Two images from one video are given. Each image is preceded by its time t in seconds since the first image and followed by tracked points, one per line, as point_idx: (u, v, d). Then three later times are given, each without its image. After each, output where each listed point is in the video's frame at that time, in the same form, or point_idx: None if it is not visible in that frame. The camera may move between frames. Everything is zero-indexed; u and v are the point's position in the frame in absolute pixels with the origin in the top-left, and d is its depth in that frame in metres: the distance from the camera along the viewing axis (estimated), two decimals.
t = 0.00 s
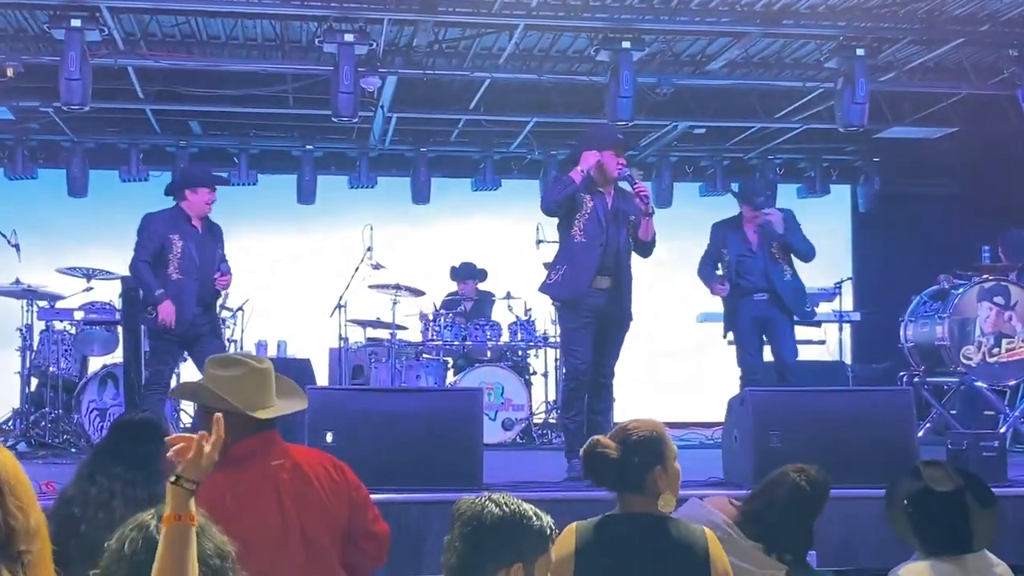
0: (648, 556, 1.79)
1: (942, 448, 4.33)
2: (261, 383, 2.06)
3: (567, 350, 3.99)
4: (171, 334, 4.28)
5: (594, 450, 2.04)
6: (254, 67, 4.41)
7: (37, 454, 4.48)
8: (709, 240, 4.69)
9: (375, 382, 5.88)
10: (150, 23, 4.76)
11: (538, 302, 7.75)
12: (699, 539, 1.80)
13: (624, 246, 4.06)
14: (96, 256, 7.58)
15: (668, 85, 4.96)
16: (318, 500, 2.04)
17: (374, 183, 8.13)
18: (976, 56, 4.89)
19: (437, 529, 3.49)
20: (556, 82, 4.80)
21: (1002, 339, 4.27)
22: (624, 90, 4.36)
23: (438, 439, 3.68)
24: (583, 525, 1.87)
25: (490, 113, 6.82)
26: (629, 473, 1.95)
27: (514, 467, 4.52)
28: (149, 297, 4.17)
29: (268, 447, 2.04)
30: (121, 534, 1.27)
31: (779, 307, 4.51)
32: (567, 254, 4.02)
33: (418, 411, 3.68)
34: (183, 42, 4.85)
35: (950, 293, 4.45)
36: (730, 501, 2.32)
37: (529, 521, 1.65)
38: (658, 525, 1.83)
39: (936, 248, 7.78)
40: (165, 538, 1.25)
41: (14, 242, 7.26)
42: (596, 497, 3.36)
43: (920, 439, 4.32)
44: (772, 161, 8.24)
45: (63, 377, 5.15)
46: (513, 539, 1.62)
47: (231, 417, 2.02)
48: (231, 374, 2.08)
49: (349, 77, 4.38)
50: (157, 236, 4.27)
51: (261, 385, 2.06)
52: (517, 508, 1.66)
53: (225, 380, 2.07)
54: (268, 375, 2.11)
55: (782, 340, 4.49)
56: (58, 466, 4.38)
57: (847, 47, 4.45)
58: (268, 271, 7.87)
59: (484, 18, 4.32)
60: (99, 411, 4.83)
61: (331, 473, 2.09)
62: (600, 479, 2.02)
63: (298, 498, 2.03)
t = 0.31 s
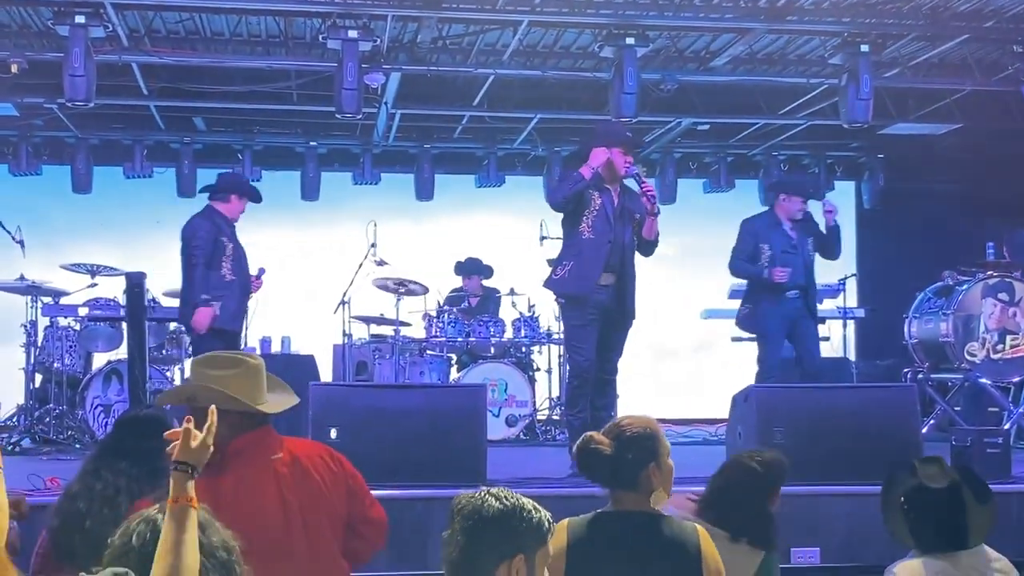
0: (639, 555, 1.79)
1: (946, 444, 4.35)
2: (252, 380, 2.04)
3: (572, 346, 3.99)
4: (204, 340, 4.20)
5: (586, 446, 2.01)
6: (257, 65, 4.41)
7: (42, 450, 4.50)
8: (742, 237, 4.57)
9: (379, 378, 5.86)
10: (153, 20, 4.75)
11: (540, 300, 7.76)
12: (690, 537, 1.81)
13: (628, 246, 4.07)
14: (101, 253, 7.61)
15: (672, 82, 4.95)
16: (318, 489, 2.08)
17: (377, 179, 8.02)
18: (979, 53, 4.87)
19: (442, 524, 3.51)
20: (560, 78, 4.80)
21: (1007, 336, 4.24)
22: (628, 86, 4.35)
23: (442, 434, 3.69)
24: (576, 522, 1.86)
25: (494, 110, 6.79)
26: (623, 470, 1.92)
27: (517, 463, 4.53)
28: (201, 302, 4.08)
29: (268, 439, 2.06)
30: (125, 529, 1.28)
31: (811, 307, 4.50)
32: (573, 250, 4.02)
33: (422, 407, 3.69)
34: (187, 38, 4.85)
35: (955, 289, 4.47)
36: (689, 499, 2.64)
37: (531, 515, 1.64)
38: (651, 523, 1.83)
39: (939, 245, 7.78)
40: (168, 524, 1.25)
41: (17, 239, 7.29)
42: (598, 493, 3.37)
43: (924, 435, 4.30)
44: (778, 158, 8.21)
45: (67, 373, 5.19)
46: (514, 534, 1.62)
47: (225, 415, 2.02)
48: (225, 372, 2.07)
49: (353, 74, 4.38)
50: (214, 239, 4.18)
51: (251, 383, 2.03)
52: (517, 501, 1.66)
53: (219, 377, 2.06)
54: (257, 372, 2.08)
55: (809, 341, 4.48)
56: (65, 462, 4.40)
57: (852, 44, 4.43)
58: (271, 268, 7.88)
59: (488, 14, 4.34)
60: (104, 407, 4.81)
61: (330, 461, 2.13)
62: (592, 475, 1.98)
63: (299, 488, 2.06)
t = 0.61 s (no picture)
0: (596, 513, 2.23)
1: (884, 415, 5.13)
2: (297, 365, 2.49)
3: (566, 333, 4.81)
4: (304, 321, 5.38)
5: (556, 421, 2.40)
6: (303, 96, 5.27)
7: (123, 421, 5.32)
8: (732, 240, 5.23)
9: (405, 362, 6.72)
10: (214, 58, 5.65)
11: (542, 295, 8.63)
12: (640, 498, 2.27)
13: (614, 249, 4.89)
14: (148, 254, 8.47)
15: (652, 111, 5.82)
16: (350, 450, 2.54)
17: (405, 193, 8.90)
18: (912, 86, 5.72)
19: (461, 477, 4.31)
20: (557, 109, 5.68)
21: (934, 324, 5.07)
22: (615, 114, 5.24)
23: (461, 405, 4.51)
24: (545, 480, 2.35)
25: (499, 135, 7.62)
26: (587, 442, 2.31)
27: (521, 433, 5.36)
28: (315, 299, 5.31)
29: (305, 411, 2.51)
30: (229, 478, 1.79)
31: (783, 300, 5.32)
32: (569, 254, 4.84)
33: (443, 382, 4.53)
34: (242, 73, 5.76)
35: (890, 285, 5.26)
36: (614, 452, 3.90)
37: (513, 471, 1.98)
38: (608, 486, 2.28)
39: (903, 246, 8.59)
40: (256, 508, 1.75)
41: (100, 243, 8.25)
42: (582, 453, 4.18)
43: (865, 408, 5.11)
44: (740, 175, 9.07)
45: (144, 356, 6.02)
46: (499, 490, 1.95)
47: (264, 396, 2.46)
48: (273, 358, 2.50)
49: (382, 105, 5.22)
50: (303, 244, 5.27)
51: (290, 370, 2.47)
52: (503, 459, 2.01)
53: (262, 366, 2.47)
54: (299, 358, 2.53)
55: (776, 326, 5.34)
56: (143, 430, 5.24)
57: (803, 79, 5.31)
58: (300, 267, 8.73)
59: (497, 54, 5.24)
60: (174, 384, 5.73)
61: (356, 427, 2.59)
62: (559, 444, 2.36)
63: (332, 453, 2.50)
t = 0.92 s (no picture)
0: (578, 496, 2.51)
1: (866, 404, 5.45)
2: (323, 358, 2.78)
3: (567, 326, 5.15)
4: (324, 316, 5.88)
5: (539, 410, 2.68)
6: (321, 106, 5.64)
7: (153, 410, 5.67)
8: (716, 238, 5.71)
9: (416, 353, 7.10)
10: (237, 69, 6.04)
11: (546, 291, 8.98)
12: (615, 483, 2.55)
13: (614, 248, 5.24)
14: (168, 252, 8.80)
15: (648, 118, 6.19)
16: (369, 438, 2.74)
17: (415, 197, 9.22)
18: (892, 95, 6.08)
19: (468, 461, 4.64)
20: (558, 116, 6.06)
21: (913, 319, 5.41)
22: (612, 121, 5.59)
23: (469, 394, 4.85)
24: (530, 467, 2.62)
25: (505, 141, 7.97)
26: (564, 432, 2.60)
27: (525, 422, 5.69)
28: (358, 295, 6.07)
29: (326, 402, 2.74)
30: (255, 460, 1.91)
31: (769, 297, 5.64)
32: (564, 258, 5.18)
33: (453, 373, 4.87)
34: (263, 83, 6.13)
35: (871, 282, 5.58)
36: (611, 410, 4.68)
37: (511, 459, 2.24)
38: (585, 472, 2.55)
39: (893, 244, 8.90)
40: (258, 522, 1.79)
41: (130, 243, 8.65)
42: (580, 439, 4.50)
43: (849, 398, 5.43)
44: (731, 178, 9.41)
45: (171, 349, 6.40)
46: (496, 476, 2.20)
47: (297, 382, 2.75)
48: (302, 350, 2.79)
49: (395, 113, 5.57)
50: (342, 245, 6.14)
51: (317, 361, 2.76)
52: (499, 447, 2.27)
53: (294, 356, 2.75)
54: (326, 351, 2.82)
55: (762, 320, 5.65)
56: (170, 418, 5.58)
57: (790, 88, 5.66)
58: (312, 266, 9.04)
59: (501, 64, 5.61)
60: (200, 375, 6.09)
61: (373, 419, 2.79)
62: (540, 434, 2.65)
63: (349, 441, 2.70)
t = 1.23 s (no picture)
0: (572, 477, 2.66)
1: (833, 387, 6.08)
2: (352, 346, 2.91)
3: (564, 319, 5.81)
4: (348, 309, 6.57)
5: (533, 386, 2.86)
6: (346, 122, 6.33)
7: (197, 395, 6.37)
8: (684, 242, 6.61)
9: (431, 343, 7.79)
10: (270, 89, 6.77)
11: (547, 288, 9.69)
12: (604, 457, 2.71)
13: (606, 249, 5.90)
14: (199, 252, 9.50)
15: (637, 132, 6.90)
16: (392, 421, 2.86)
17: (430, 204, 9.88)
18: (857, 110, 6.74)
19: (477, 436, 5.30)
20: (557, 131, 6.80)
21: (874, 311, 6.06)
22: (605, 136, 6.28)
23: (477, 378, 5.51)
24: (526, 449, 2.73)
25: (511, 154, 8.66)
26: (551, 412, 2.73)
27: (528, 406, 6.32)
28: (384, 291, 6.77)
29: (355, 389, 2.88)
30: (286, 435, 2.03)
31: (737, 290, 6.39)
32: (560, 259, 5.85)
33: (463, 360, 5.53)
34: (292, 100, 6.85)
35: (837, 279, 6.23)
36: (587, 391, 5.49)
37: (518, 439, 2.26)
38: (575, 451, 2.70)
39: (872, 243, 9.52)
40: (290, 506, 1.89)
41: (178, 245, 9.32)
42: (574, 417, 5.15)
43: (817, 382, 6.07)
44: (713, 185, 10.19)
45: (213, 339, 7.12)
46: (501, 456, 2.21)
47: (329, 370, 2.89)
48: (333, 337, 2.93)
49: (411, 128, 6.25)
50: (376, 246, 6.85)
51: (348, 349, 2.90)
52: (507, 429, 2.29)
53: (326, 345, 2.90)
54: (355, 341, 2.95)
55: (731, 311, 6.43)
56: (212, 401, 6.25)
57: (764, 105, 6.32)
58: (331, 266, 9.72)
59: (505, 85, 6.28)
60: (238, 362, 6.79)
61: (398, 404, 2.93)
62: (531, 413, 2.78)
63: (374, 425, 2.83)
